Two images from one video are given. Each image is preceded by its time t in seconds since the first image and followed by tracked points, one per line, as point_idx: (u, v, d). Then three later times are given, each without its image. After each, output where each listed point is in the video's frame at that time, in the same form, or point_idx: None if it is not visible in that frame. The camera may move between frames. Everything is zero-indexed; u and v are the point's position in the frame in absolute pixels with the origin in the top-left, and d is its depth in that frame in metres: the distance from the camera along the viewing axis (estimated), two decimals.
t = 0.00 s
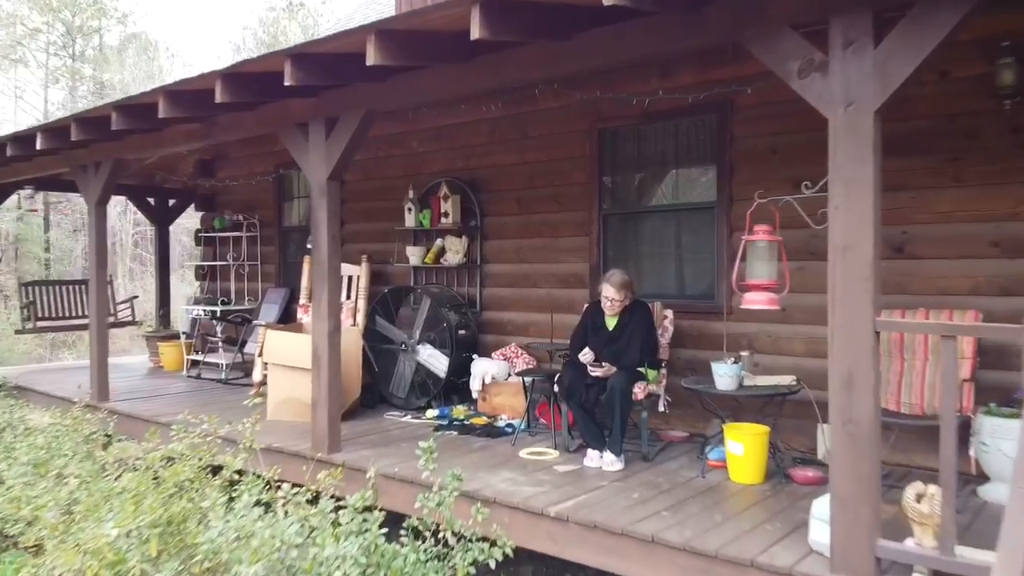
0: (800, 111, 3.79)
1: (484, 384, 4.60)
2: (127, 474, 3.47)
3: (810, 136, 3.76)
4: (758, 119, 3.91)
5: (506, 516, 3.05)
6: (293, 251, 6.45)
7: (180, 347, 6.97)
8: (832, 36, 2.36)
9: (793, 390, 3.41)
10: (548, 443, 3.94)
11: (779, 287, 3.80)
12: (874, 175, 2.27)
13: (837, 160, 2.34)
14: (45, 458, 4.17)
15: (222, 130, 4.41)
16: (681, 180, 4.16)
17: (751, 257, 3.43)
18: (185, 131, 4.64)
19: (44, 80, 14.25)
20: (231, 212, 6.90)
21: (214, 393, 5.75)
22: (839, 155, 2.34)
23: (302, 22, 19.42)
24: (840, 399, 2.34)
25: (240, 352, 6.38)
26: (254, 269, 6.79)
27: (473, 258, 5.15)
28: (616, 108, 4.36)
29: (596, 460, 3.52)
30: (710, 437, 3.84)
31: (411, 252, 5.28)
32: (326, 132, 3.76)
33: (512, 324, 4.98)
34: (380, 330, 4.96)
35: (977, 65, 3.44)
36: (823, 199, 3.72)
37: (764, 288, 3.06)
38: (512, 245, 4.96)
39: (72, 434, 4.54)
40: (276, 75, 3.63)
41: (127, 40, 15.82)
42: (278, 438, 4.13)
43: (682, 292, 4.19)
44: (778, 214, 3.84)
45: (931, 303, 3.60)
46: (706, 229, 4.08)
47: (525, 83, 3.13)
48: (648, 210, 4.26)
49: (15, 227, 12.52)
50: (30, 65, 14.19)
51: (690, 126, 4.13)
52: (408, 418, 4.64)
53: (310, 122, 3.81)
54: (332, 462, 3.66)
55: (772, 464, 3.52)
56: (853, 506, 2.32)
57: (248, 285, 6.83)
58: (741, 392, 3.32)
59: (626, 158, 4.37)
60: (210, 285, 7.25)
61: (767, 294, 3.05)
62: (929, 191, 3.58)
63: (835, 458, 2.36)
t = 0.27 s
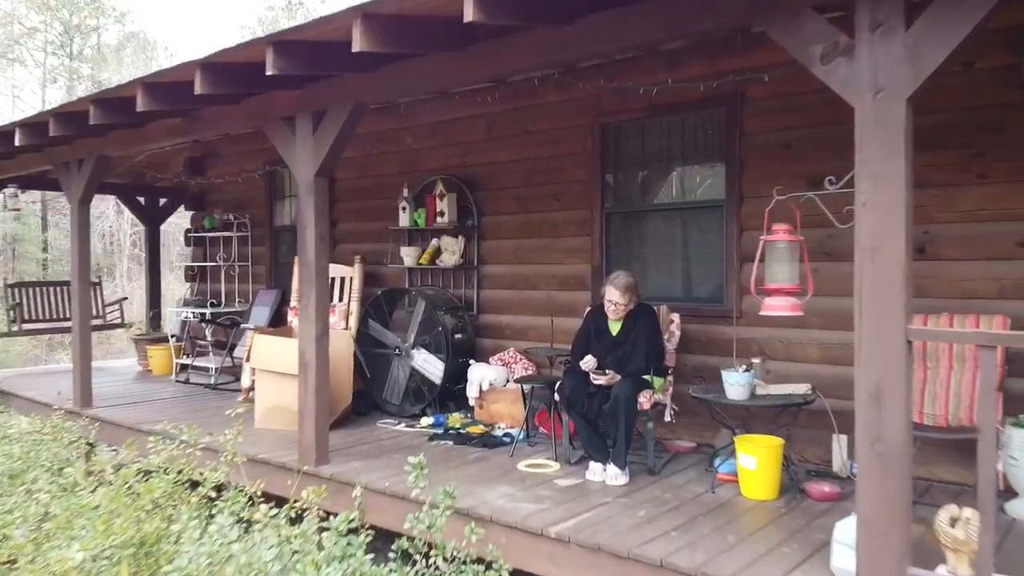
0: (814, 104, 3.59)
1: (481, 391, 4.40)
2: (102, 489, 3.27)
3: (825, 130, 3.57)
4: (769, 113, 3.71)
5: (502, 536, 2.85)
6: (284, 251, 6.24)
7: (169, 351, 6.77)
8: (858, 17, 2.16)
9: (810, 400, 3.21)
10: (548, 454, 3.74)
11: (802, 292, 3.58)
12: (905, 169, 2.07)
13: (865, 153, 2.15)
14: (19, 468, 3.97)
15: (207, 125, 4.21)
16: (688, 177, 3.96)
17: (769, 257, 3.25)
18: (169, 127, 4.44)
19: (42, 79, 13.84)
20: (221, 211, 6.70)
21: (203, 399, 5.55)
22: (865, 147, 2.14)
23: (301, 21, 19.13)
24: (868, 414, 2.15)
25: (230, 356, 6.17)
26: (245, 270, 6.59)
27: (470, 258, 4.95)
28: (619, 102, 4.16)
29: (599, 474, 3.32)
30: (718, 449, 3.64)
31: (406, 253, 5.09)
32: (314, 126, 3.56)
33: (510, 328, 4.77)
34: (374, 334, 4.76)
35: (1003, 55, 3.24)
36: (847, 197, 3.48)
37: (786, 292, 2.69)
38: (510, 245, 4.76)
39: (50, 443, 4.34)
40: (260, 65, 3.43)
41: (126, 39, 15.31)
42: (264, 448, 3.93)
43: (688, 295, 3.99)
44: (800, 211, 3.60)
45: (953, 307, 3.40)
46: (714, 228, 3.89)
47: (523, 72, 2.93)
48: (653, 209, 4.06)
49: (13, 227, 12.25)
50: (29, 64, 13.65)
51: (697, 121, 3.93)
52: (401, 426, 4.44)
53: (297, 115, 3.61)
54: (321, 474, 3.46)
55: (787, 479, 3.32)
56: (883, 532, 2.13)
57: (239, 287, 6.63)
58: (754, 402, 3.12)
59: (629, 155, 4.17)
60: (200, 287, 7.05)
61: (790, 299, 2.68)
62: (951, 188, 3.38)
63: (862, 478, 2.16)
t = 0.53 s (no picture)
0: (829, 97, 3.40)
1: (479, 399, 4.20)
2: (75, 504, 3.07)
3: (841, 125, 3.38)
4: (781, 107, 3.53)
5: (500, 557, 2.66)
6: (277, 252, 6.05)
7: (158, 354, 6.57)
8: None
9: (828, 411, 3.02)
10: (548, 466, 3.54)
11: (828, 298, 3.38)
12: (941, 164, 1.88)
13: (896, 146, 1.95)
14: None
15: (191, 120, 4.01)
16: (695, 174, 3.78)
17: (789, 258, 2.91)
18: (152, 122, 4.24)
19: (40, 79, 13.36)
20: (211, 210, 6.50)
21: (191, 405, 5.35)
22: (896, 140, 1.95)
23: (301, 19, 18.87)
24: (899, 433, 1.96)
25: (220, 360, 5.98)
26: (237, 272, 6.39)
27: (467, 259, 4.76)
28: (623, 96, 3.97)
29: (603, 488, 3.13)
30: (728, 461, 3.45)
31: (401, 254, 4.90)
32: (301, 120, 3.37)
33: (509, 332, 4.58)
34: (367, 338, 4.57)
35: None
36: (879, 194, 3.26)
37: (809, 297, 2.38)
38: (509, 246, 4.57)
39: (28, 453, 4.15)
40: (243, 55, 3.24)
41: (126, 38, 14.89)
42: (250, 458, 3.74)
43: (696, 299, 3.80)
44: (822, 210, 3.38)
45: (977, 312, 3.21)
46: (722, 228, 3.70)
47: (521, 62, 2.74)
48: (658, 207, 3.88)
49: (11, 228, 12.04)
50: (27, 65, 13.19)
51: (704, 115, 3.75)
52: (395, 435, 4.25)
53: (284, 109, 3.42)
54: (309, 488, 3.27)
55: (803, 494, 3.13)
56: (915, 562, 1.94)
57: (231, 288, 6.43)
58: (767, 413, 2.94)
59: (633, 151, 3.98)
60: (191, 288, 6.85)
61: (814, 304, 2.36)
62: (975, 186, 3.19)
63: (892, 502, 1.98)
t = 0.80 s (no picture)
0: (844, 90, 3.23)
1: (477, 406, 4.03)
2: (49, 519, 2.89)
3: (857, 119, 3.20)
4: (794, 101, 3.35)
5: None
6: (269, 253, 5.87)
7: (148, 357, 6.39)
8: None
9: (847, 422, 2.84)
10: (548, 479, 3.37)
11: (852, 302, 3.18)
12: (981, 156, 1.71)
13: (932, 137, 1.78)
14: None
15: (175, 115, 3.84)
16: (703, 172, 3.60)
17: (811, 259, 2.83)
18: (136, 117, 4.07)
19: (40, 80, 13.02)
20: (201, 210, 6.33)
21: (179, 411, 5.17)
22: (932, 130, 1.77)
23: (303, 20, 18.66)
24: (934, 453, 1.79)
25: (210, 363, 5.80)
26: (228, 273, 6.22)
27: (464, 260, 4.59)
28: (627, 90, 3.80)
29: (607, 504, 2.95)
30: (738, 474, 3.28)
31: (397, 255, 4.72)
32: (288, 114, 3.19)
33: (508, 336, 4.41)
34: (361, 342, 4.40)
35: None
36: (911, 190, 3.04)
37: (831, 302, 2.33)
38: (508, 246, 4.39)
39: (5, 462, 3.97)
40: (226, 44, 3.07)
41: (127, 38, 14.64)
42: (235, 469, 3.56)
43: (703, 301, 3.62)
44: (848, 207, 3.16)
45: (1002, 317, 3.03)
46: (731, 228, 3.53)
47: (519, 50, 2.56)
48: (664, 206, 3.70)
49: (9, 227, 11.87)
50: (27, 64, 12.89)
51: (712, 109, 3.57)
52: (388, 443, 4.08)
53: (271, 102, 3.25)
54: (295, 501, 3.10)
55: (818, 510, 2.96)
56: None
57: (222, 290, 6.26)
58: (782, 425, 2.78)
59: (637, 147, 3.80)
60: (182, 290, 6.67)
61: (836, 310, 2.31)
62: (1000, 184, 3.01)
63: (926, 528, 1.80)
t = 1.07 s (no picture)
0: (862, 82, 3.07)
1: (476, 413, 3.88)
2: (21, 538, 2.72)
3: (875, 113, 3.04)
4: (808, 94, 3.19)
5: None
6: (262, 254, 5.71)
7: (139, 361, 6.23)
8: None
9: (868, 434, 2.68)
10: (550, 491, 3.21)
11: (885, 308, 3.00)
12: None
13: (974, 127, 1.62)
14: None
15: (160, 110, 3.68)
16: (712, 169, 3.44)
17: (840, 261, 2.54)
18: (121, 112, 3.92)
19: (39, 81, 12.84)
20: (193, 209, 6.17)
21: (169, 417, 5.01)
22: (975, 120, 1.61)
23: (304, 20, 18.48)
24: (977, 474, 1.62)
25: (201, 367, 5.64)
26: (221, 274, 6.06)
27: (463, 261, 4.43)
28: (632, 83, 3.64)
29: (613, 519, 2.79)
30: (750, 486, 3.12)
31: (393, 256, 4.56)
32: (276, 107, 3.03)
33: (508, 339, 4.25)
34: (356, 346, 4.24)
35: None
36: (949, 187, 2.85)
37: (861, 309, 2.16)
38: (508, 247, 4.23)
39: None
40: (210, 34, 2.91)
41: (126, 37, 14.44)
42: (222, 480, 3.40)
43: (713, 304, 3.46)
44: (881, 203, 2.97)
45: None
46: (742, 227, 3.37)
47: (520, 38, 2.40)
48: (671, 204, 3.54)
49: (6, 227, 11.69)
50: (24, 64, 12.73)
51: (722, 103, 3.41)
52: (384, 452, 3.92)
53: (258, 95, 3.08)
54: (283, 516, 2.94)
55: (837, 526, 2.80)
56: None
57: (215, 292, 6.10)
58: (800, 437, 2.62)
59: (642, 143, 3.64)
60: (174, 291, 6.51)
61: (868, 318, 2.13)
62: None
63: (967, 556, 1.64)
